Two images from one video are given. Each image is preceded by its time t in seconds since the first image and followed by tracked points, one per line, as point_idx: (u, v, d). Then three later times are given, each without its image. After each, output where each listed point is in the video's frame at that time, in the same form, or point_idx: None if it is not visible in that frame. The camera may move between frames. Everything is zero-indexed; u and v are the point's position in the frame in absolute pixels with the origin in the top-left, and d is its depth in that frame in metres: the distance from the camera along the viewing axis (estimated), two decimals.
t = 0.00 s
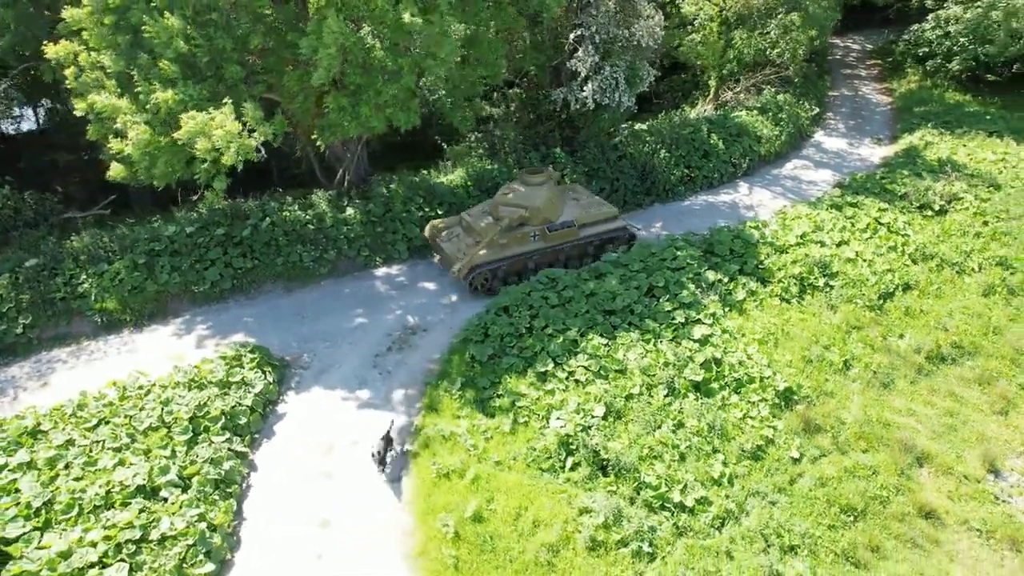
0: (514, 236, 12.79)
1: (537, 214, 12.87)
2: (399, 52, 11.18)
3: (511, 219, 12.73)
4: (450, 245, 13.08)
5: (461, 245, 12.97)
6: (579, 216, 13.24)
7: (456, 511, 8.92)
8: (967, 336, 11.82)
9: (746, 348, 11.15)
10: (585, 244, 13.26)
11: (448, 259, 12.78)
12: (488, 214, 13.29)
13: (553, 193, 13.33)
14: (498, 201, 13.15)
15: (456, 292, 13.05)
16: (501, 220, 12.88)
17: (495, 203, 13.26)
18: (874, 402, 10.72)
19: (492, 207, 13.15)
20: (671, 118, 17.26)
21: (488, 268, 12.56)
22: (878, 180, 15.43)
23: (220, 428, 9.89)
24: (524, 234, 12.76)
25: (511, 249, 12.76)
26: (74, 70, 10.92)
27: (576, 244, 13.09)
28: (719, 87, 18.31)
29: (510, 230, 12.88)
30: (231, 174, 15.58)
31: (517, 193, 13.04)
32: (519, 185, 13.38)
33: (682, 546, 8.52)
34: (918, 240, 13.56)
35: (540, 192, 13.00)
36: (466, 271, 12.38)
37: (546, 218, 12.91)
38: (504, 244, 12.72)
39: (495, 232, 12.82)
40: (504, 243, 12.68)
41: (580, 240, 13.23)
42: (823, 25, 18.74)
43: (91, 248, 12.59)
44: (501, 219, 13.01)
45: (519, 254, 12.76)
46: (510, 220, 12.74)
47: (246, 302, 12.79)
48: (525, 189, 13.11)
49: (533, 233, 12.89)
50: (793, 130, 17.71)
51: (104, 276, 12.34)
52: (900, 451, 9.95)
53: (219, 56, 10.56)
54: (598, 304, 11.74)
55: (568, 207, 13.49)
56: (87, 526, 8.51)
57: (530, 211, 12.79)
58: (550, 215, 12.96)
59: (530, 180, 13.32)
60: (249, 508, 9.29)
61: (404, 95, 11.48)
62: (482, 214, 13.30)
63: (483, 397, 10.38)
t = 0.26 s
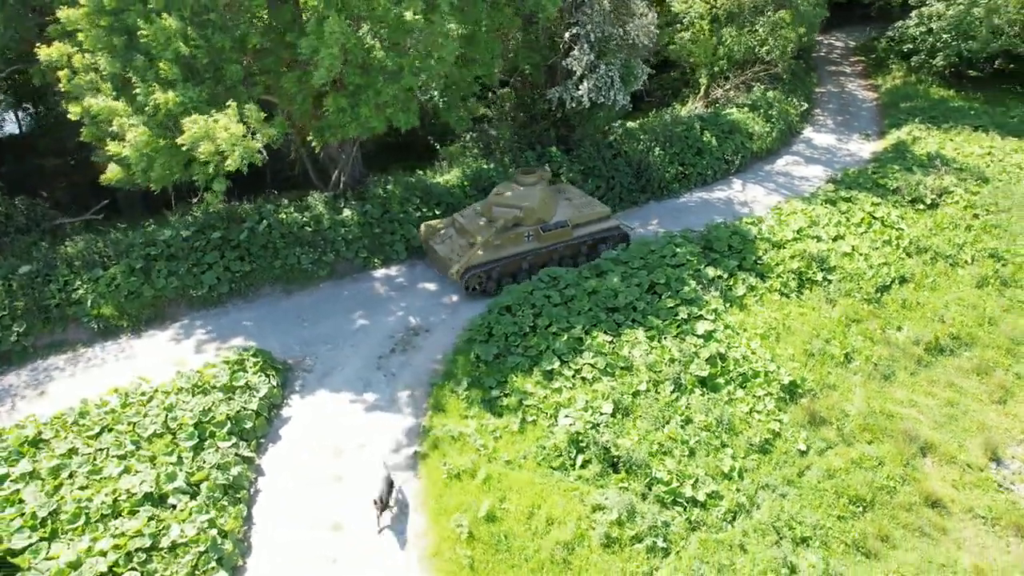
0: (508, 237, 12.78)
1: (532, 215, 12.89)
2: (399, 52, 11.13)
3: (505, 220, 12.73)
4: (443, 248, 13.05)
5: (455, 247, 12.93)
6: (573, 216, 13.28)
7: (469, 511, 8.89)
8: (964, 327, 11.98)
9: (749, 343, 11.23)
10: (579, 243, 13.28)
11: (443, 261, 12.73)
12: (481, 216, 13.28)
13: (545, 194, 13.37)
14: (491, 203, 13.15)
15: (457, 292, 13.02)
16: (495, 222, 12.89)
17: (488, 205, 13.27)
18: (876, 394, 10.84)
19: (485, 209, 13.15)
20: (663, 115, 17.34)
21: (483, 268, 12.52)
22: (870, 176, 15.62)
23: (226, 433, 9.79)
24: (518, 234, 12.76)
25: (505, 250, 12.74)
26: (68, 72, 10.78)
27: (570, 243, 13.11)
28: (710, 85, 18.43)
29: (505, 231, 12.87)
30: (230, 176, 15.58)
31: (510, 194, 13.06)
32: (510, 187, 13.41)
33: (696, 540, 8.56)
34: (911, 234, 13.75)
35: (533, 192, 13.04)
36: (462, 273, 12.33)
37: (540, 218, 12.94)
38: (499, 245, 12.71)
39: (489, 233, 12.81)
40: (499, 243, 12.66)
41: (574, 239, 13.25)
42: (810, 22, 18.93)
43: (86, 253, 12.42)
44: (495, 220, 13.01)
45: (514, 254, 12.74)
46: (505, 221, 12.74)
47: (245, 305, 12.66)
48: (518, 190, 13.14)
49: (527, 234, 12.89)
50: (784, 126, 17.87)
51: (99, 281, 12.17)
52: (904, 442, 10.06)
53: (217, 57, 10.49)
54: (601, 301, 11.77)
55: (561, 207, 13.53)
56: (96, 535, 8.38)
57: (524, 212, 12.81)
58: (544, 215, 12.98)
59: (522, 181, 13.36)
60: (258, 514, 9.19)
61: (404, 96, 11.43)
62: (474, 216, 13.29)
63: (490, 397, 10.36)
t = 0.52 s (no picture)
0: (503, 238, 12.76)
1: (526, 215, 12.87)
2: (398, 53, 11.10)
3: (500, 220, 12.71)
4: (437, 249, 13.00)
5: (449, 249, 12.86)
6: (566, 216, 13.29)
7: (479, 511, 8.88)
8: (959, 319, 12.14)
9: (750, 338, 11.32)
10: (572, 243, 13.30)
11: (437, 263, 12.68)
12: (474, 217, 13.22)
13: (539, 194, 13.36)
14: (484, 204, 13.11)
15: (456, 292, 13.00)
16: (489, 222, 12.85)
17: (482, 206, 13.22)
18: (877, 387, 10.96)
19: (479, 210, 13.11)
20: (656, 114, 17.44)
21: (478, 269, 12.49)
22: (862, 172, 15.79)
23: (231, 437, 9.72)
24: (512, 235, 12.74)
25: (500, 251, 12.71)
26: (62, 74, 10.66)
27: (565, 243, 13.12)
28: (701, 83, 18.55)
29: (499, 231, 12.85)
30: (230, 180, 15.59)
31: (504, 195, 13.03)
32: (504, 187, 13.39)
33: (706, 535, 8.60)
34: (905, 229, 13.91)
35: (527, 193, 13.02)
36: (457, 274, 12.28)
37: (535, 219, 12.92)
38: (493, 246, 12.67)
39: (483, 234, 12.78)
40: (493, 244, 12.63)
41: (568, 239, 13.25)
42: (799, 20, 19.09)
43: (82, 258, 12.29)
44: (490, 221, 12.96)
45: (508, 255, 12.72)
46: (499, 222, 12.70)
47: (243, 308, 12.57)
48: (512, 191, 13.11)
49: (521, 234, 12.87)
50: (775, 123, 18.02)
51: (95, 286, 12.05)
52: (906, 434, 10.17)
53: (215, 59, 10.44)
54: (602, 299, 11.80)
55: (555, 207, 13.53)
56: (102, 543, 8.27)
57: (519, 212, 12.78)
58: (538, 215, 12.98)
59: (515, 182, 13.34)
60: (265, 518, 9.10)
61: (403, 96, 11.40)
62: (468, 217, 13.26)
63: (495, 397, 10.36)
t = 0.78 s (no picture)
0: (496, 238, 12.73)
1: (521, 216, 12.85)
2: (396, 53, 11.10)
3: (493, 222, 12.68)
4: (431, 251, 12.97)
5: (443, 250, 12.81)
6: (561, 216, 13.28)
7: (488, 510, 8.87)
8: (954, 312, 12.30)
9: (749, 334, 11.42)
10: (566, 243, 13.27)
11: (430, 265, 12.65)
12: (468, 218, 13.18)
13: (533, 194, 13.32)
14: (478, 204, 13.06)
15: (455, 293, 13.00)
16: (482, 223, 12.82)
17: (475, 207, 13.17)
18: (875, 380, 11.08)
19: (472, 211, 13.07)
20: (649, 112, 17.53)
21: (472, 271, 12.45)
22: (853, 168, 15.97)
23: (235, 441, 9.65)
24: (506, 235, 12.70)
25: (493, 252, 12.67)
26: (57, 76, 10.54)
27: (559, 243, 13.10)
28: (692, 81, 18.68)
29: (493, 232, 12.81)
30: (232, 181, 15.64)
31: (499, 195, 12.99)
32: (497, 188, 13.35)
33: (714, 530, 8.66)
34: (897, 224, 14.08)
35: (522, 193, 12.99)
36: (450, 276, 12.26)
37: (529, 219, 12.90)
38: (487, 247, 12.64)
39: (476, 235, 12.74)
40: (487, 245, 12.60)
41: (562, 239, 13.22)
42: (788, 17, 19.26)
43: (75, 263, 12.19)
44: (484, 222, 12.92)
45: (502, 256, 12.69)
46: (494, 222, 12.67)
47: (240, 312, 12.48)
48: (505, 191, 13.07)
49: (515, 235, 12.84)
50: (766, 121, 18.18)
51: (90, 292, 11.93)
52: (906, 426, 10.29)
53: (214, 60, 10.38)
54: (602, 298, 11.84)
55: (549, 207, 13.53)
56: (108, 551, 8.17)
57: (514, 213, 12.75)
58: (532, 215, 12.95)
59: (509, 182, 13.30)
60: (271, 523, 9.04)
61: (402, 96, 11.38)
62: (461, 218, 13.22)
63: (499, 396, 10.37)
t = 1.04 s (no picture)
0: (491, 240, 12.63)
1: (515, 216, 12.77)
2: (395, 54, 11.11)
3: (488, 223, 12.59)
4: (425, 253, 12.86)
5: (437, 252, 12.71)
6: (555, 217, 13.24)
7: (497, 510, 8.88)
8: (949, 306, 12.46)
9: (750, 330, 11.51)
10: (560, 244, 13.17)
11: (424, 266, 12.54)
12: (462, 219, 13.08)
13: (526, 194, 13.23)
14: (472, 205, 12.96)
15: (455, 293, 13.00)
16: (477, 225, 12.73)
17: (469, 208, 13.07)
18: (875, 374, 11.20)
19: (466, 212, 12.98)
20: (642, 111, 17.61)
21: (467, 273, 12.35)
22: (844, 165, 16.13)
23: (240, 445, 9.60)
24: (501, 236, 12.61)
25: (488, 253, 12.58)
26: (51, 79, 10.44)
27: (553, 244, 13.02)
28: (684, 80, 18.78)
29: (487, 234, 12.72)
30: (233, 183, 15.66)
31: (493, 196, 12.90)
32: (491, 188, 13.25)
33: (722, 524, 8.72)
34: (890, 220, 14.24)
35: (516, 193, 12.91)
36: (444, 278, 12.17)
37: (523, 219, 12.81)
38: (481, 248, 12.53)
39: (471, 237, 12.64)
40: (481, 247, 12.50)
41: (556, 239, 13.14)
42: (777, 16, 19.42)
43: (71, 269, 12.15)
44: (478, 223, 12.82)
45: (497, 257, 12.60)
46: (489, 223, 12.57)
47: (239, 315, 12.40)
48: (500, 191, 12.98)
49: (509, 236, 12.75)
50: (758, 119, 18.32)
51: (87, 297, 11.84)
52: (906, 419, 10.42)
53: (213, 61, 10.33)
54: (603, 296, 11.88)
55: (543, 207, 13.46)
56: (116, 557, 8.09)
57: (508, 214, 12.67)
58: (527, 216, 12.87)
59: (503, 183, 13.22)
60: (279, 526, 8.98)
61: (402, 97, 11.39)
62: (455, 219, 13.12)
63: (504, 396, 10.38)
